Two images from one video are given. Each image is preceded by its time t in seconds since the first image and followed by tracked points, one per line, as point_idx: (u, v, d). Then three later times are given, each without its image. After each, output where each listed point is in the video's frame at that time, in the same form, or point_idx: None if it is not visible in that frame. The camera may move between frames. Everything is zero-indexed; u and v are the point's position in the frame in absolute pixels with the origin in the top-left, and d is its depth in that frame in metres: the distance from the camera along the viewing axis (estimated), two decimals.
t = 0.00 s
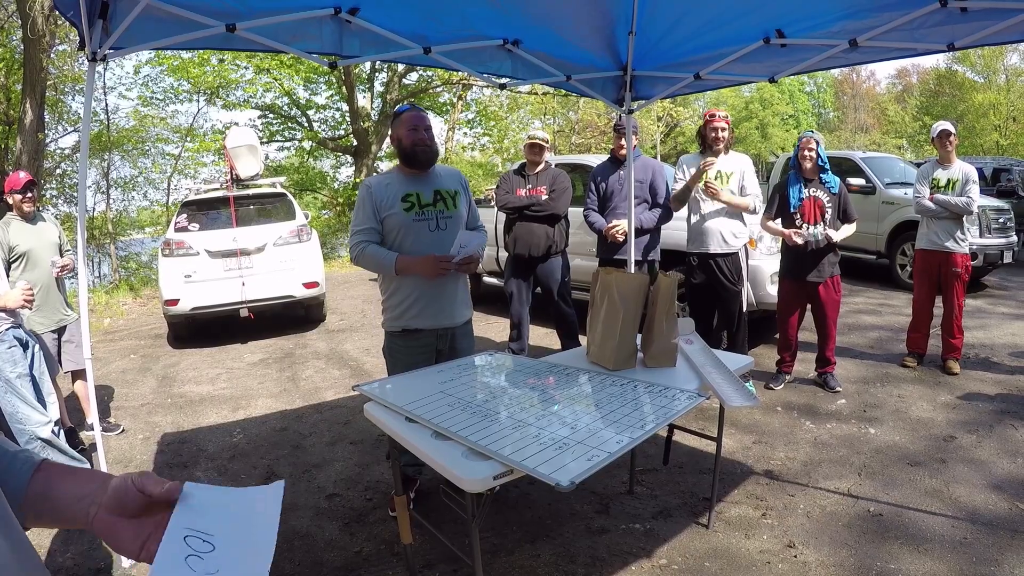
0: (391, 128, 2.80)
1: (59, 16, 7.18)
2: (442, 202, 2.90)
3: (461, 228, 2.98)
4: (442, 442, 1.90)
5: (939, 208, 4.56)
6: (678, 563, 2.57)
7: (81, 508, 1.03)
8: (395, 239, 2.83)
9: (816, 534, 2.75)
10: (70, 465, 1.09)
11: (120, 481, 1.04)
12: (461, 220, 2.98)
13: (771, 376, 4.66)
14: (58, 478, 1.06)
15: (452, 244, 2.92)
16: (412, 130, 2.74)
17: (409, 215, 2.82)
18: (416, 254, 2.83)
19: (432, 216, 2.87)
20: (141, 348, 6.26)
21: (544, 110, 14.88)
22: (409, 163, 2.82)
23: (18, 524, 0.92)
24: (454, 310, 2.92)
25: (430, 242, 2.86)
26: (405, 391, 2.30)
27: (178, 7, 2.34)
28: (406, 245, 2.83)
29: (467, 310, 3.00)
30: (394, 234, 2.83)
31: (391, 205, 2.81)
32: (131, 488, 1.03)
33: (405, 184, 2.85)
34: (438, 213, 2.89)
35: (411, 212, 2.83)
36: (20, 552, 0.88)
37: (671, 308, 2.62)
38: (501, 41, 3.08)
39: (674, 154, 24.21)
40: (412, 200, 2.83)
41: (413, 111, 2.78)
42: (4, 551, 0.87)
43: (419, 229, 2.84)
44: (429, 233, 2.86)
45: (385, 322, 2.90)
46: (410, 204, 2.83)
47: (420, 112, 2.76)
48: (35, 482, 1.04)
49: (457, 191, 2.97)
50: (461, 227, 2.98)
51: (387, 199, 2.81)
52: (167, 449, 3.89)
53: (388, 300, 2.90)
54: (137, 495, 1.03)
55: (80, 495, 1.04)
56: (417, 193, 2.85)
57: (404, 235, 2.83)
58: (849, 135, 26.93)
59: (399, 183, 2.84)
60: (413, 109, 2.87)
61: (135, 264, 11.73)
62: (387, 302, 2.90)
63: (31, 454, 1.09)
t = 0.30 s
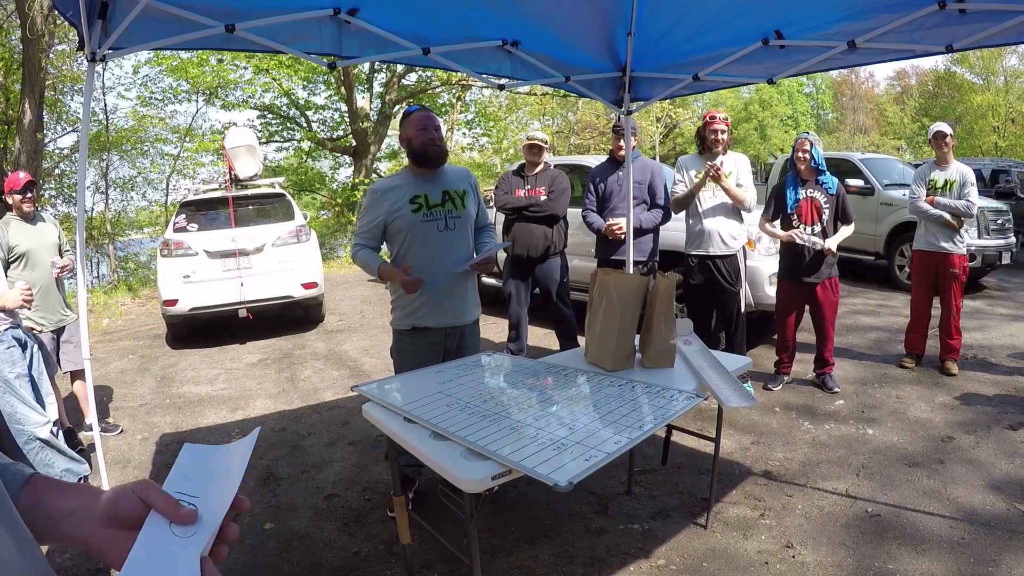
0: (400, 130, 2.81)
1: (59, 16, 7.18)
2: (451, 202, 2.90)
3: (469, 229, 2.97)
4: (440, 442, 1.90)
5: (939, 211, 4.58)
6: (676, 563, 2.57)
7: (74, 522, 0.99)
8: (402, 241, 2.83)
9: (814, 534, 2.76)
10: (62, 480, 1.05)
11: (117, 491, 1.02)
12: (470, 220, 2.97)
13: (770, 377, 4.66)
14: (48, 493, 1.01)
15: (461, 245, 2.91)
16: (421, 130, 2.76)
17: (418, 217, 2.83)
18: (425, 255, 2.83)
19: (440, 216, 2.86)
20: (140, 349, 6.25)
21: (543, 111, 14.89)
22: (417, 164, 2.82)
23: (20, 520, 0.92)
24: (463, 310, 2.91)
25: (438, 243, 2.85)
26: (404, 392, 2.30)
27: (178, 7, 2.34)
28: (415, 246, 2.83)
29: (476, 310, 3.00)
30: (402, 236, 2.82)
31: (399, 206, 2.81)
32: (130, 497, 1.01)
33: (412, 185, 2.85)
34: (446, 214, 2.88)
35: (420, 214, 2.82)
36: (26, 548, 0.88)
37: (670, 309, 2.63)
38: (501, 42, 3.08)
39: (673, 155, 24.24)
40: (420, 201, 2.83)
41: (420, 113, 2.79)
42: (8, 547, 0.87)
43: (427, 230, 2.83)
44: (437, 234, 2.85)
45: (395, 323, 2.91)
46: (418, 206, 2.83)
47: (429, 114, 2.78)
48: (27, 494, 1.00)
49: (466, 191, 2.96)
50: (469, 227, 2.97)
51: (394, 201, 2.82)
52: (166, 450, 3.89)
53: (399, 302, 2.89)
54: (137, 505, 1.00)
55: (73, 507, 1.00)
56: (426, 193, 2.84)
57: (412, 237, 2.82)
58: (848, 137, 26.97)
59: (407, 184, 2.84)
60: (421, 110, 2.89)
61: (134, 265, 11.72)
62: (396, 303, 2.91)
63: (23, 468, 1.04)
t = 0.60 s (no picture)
0: (405, 131, 2.83)
1: (56, 15, 7.15)
2: (456, 203, 2.90)
3: (474, 229, 2.98)
4: (436, 443, 1.90)
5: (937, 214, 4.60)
6: (672, 563, 2.58)
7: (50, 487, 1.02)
8: (409, 240, 2.83)
9: (810, 534, 2.77)
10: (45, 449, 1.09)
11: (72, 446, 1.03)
12: (475, 221, 2.98)
13: (766, 378, 4.67)
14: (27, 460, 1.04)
15: (466, 244, 2.92)
16: (426, 131, 2.77)
17: (424, 217, 2.83)
18: (431, 254, 2.83)
19: (446, 217, 2.87)
20: (137, 349, 6.23)
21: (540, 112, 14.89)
22: (422, 164, 2.83)
23: None
24: (465, 309, 2.92)
25: (444, 242, 2.85)
26: (401, 392, 2.31)
27: (174, 6, 2.34)
28: (421, 246, 2.83)
29: (478, 309, 3.01)
30: (409, 235, 2.83)
31: (405, 206, 2.81)
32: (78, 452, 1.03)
33: (418, 185, 2.85)
34: (452, 214, 2.88)
35: (426, 213, 2.83)
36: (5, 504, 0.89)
37: (666, 310, 2.63)
38: (498, 43, 3.08)
39: (670, 156, 24.29)
40: (427, 201, 2.83)
41: (425, 113, 2.81)
42: None
43: (433, 230, 2.84)
44: (443, 234, 2.86)
45: (398, 321, 2.90)
46: (424, 206, 2.83)
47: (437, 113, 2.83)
48: (9, 466, 1.03)
49: (471, 192, 2.97)
50: (474, 227, 2.98)
51: (401, 200, 2.82)
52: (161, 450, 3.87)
53: (404, 301, 2.89)
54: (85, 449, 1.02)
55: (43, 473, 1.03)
56: (432, 194, 2.85)
57: (418, 236, 2.82)
58: (845, 138, 27.06)
59: (413, 184, 2.85)
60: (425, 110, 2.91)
61: (130, 264, 11.69)
62: (400, 302, 2.91)
63: (6, 441, 1.08)
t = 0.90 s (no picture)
0: (409, 131, 2.84)
1: (52, 14, 7.14)
2: (461, 204, 2.91)
3: (477, 232, 2.99)
4: (433, 444, 1.89)
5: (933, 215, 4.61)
6: (668, 564, 2.58)
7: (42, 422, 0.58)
8: (415, 240, 2.82)
9: (807, 535, 2.77)
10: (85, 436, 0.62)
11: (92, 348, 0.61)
12: (478, 224, 2.99)
13: (762, 379, 4.68)
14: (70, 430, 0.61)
15: (469, 246, 2.93)
16: (431, 131, 2.77)
17: (430, 216, 2.82)
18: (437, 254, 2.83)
19: (451, 218, 2.87)
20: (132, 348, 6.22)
21: (537, 112, 14.91)
22: (427, 165, 2.83)
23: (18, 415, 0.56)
24: (466, 310, 2.92)
25: (449, 243, 2.86)
26: (398, 392, 2.30)
27: (170, 5, 2.32)
28: (426, 246, 2.82)
29: (477, 310, 3.01)
30: (416, 233, 2.81)
31: (412, 206, 2.80)
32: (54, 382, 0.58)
33: (423, 185, 2.85)
34: (457, 215, 2.89)
35: (432, 213, 2.82)
36: None
37: (663, 311, 2.63)
38: (496, 42, 3.08)
39: (667, 157, 24.35)
40: (433, 201, 2.83)
41: (430, 113, 2.84)
42: None
43: (439, 230, 2.84)
44: (448, 235, 2.86)
45: (397, 320, 2.88)
46: (431, 205, 2.83)
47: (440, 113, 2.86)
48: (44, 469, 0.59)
49: (474, 195, 2.99)
50: (478, 230, 3.00)
51: (408, 200, 2.81)
52: (157, 450, 3.86)
53: (407, 302, 2.86)
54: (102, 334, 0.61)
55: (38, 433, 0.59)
56: (438, 194, 2.85)
57: (424, 235, 2.82)
58: (842, 139, 27.15)
59: (419, 184, 2.84)
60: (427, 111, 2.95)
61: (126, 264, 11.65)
62: (399, 302, 2.88)
63: None
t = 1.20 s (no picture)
0: (406, 130, 2.86)
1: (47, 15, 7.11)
2: (460, 206, 2.92)
3: (474, 234, 3.01)
4: (428, 446, 1.89)
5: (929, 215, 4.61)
6: (665, 565, 2.58)
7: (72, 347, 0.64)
8: (413, 241, 2.81)
9: (804, 536, 2.77)
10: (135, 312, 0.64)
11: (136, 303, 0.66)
12: (475, 226, 3.01)
13: (758, 380, 4.68)
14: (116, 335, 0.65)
15: (466, 248, 2.94)
16: (430, 132, 2.78)
17: (430, 217, 2.82)
18: (434, 256, 2.83)
19: (451, 219, 2.88)
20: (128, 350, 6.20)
21: (533, 113, 14.92)
22: (426, 166, 2.84)
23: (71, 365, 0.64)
24: (463, 313, 2.92)
25: (447, 245, 2.86)
26: (393, 394, 2.29)
27: (165, 6, 2.31)
28: (424, 247, 2.82)
29: (473, 312, 3.02)
30: (415, 234, 2.81)
31: (412, 206, 2.79)
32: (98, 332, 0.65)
33: (423, 186, 2.84)
34: (456, 217, 2.90)
35: (432, 215, 2.82)
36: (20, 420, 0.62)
37: (659, 313, 2.63)
38: (491, 44, 3.08)
39: (664, 158, 24.39)
40: (433, 202, 2.83)
41: (427, 114, 2.85)
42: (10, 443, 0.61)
43: (438, 231, 2.84)
44: (447, 236, 2.87)
45: (391, 320, 2.87)
46: (431, 207, 2.83)
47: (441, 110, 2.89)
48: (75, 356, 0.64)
49: (472, 197, 3.00)
50: (474, 232, 3.01)
51: (408, 200, 2.79)
52: (153, 452, 3.85)
53: (404, 305, 2.84)
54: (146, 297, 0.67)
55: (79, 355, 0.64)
56: (437, 196, 2.85)
57: (422, 236, 2.81)
58: (837, 140, 27.23)
59: (418, 184, 2.83)
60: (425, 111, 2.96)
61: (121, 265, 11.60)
62: (393, 304, 2.86)
63: None
